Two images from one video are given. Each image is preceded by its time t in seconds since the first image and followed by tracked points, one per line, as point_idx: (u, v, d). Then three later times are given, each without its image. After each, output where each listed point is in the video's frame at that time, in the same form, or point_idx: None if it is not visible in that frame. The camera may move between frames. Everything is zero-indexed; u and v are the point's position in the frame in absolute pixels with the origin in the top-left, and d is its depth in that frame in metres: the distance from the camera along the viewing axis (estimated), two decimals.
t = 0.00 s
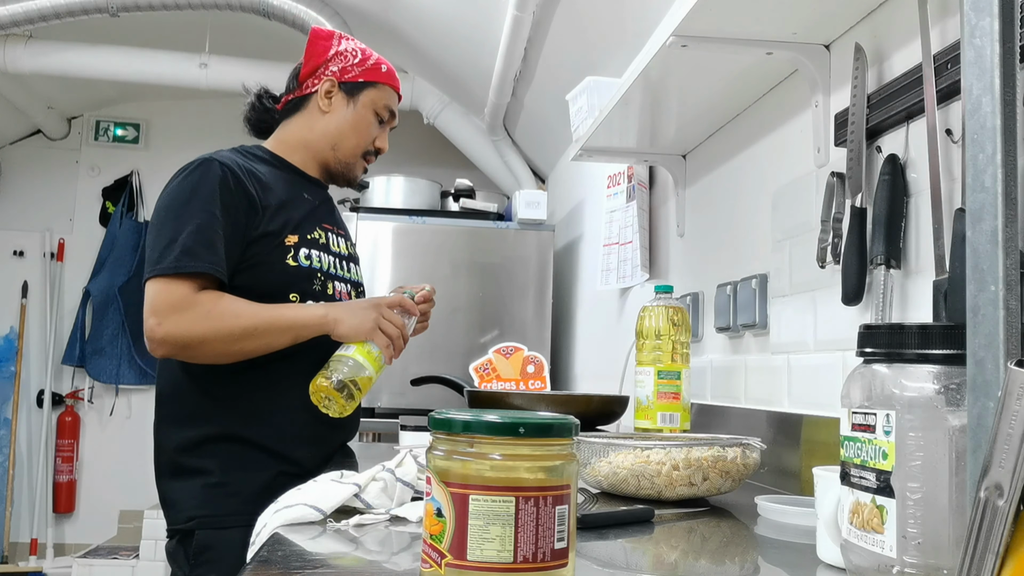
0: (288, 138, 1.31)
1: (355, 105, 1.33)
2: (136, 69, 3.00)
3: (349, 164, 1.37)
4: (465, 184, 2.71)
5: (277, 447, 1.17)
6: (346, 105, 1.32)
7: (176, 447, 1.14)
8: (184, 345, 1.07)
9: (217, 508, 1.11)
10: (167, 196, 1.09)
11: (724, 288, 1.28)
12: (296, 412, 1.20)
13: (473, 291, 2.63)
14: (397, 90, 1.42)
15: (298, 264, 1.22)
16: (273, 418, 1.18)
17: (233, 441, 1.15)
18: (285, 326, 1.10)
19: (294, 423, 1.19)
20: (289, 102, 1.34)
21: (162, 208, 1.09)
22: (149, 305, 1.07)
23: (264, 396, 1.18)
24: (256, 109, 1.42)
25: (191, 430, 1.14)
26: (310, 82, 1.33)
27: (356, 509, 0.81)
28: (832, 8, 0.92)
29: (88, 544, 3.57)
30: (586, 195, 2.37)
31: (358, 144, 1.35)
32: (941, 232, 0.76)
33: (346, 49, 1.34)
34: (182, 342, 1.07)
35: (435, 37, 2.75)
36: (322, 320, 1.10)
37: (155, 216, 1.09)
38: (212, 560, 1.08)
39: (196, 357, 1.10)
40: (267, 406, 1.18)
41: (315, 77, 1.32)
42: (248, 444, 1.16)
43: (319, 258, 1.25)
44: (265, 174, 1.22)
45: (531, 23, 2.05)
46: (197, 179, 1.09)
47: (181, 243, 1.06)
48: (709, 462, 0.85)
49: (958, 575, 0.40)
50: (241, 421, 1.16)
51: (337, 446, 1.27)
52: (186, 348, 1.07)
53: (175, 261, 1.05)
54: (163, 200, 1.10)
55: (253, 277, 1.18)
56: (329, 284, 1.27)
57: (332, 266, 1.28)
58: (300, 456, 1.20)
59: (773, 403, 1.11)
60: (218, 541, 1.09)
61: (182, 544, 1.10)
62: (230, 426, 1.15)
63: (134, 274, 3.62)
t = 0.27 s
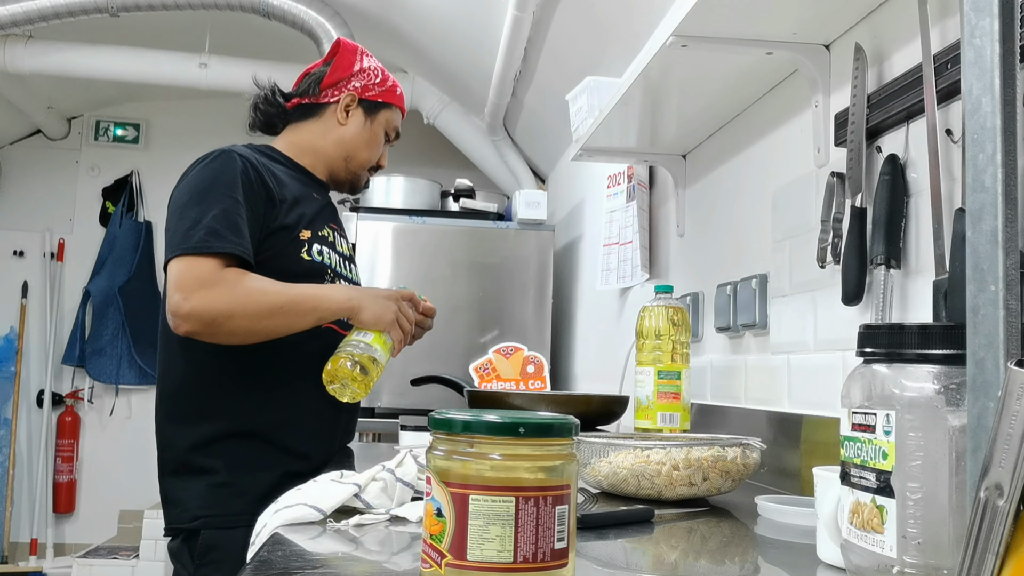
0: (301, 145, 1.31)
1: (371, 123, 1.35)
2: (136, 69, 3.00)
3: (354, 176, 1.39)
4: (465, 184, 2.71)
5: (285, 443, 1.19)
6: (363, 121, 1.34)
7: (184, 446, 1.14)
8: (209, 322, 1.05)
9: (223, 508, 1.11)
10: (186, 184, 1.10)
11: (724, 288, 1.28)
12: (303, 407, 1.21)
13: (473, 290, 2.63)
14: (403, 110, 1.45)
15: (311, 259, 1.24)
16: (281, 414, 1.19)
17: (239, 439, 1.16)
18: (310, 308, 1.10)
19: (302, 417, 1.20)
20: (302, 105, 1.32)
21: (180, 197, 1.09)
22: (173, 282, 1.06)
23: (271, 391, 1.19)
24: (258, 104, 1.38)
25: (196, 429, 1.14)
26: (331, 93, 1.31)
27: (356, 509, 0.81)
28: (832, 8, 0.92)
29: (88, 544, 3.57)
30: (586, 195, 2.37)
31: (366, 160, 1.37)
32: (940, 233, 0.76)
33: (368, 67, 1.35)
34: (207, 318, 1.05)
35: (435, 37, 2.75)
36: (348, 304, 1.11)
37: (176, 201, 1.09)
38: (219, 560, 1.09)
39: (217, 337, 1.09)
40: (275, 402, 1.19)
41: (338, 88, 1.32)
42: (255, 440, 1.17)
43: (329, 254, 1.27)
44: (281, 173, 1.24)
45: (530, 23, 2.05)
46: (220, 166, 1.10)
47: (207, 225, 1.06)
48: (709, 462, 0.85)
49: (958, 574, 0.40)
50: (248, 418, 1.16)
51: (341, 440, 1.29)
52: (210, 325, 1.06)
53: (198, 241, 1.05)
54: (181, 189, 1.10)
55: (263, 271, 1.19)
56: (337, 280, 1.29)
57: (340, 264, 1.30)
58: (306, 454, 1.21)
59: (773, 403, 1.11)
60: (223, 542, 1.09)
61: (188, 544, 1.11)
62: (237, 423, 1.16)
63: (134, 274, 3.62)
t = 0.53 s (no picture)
0: (296, 146, 1.31)
1: (365, 121, 1.35)
2: (136, 69, 3.00)
3: (352, 175, 1.39)
4: (465, 184, 2.71)
5: (288, 440, 1.19)
6: (357, 120, 1.34)
7: (185, 445, 1.13)
8: (219, 323, 1.05)
9: (226, 508, 1.11)
10: (190, 184, 1.09)
11: (725, 288, 1.28)
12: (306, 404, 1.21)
13: (473, 290, 2.63)
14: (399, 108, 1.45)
15: (313, 256, 1.24)
16: (283, 411, 1.19)
17: (242, 436, 1.16)
18: (317, 308, 1.11)
19: (304, 414, 1.21)
20: (297, 108, 1.33)
21: (183, 197, 1.08)
22: (179, 284, 1.06)
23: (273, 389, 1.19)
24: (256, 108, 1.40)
25: (198, 427, 1.14)
26: (325, 93, 1.32)
27: (356, 509, 0.81)
28: (831, 8, 0.92)
29: (88, 544, 3.57)
30: (586, 195, 2.37)
31: (362, 159, 1.37)
32: (940, 233, 0.76)
33: (362, 66, 1.35)
34: (215, 320, 1.05)
35: (435, 37, 2.75)
36: (354, 304, 1.13)
37: (180, 199, 1.08)
38: (223, 559, 1.09)
39: (224, 338, 1.09)
40: (278, 400, 1.19)
41: (331, 88, 1.32)
42: (258, 438, 1.17)
43: (330, 253, 1.27)
44: (281, 172, 1.24)
45: (530, 23, 2.05)
46: (224, 163, 1.10)
47: (213, 224, 1.06)
48: (709, 462, 0.85)
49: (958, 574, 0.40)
50: (251, 415, 1.16)
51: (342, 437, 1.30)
52: (219, 327, 1.06)
53: (204, 241, 1.05)
54: (185, 189, 1.09)
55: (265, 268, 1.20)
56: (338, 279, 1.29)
57: (340, 263, 1.31)
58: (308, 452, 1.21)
59: (773, 403, 1.11)
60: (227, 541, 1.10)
61: (191, 544, 1.12)
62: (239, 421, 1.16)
63: (134, 275, 3.62)
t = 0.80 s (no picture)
0: (286, 144, 1.34)
1: (352, 111, 1.35)
2: (136, 69, 3.00)
3: (349, 168, 1.39)
4: (465, 184, 2.71)
5: (284, 440, 1.19)
6: (343, 111, 1.34)
7: (184, 444, 1.14)
8: (224, 314, 1.04)
9: (222, 508, 1.11)
10: (181, 187, 1.09)
11: (726, 288, 1.28)
12: (302, 404, 1.22)
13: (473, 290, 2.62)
14: (394, 95, 1.43)
15: (307, 256, 1.24)
16: (280, 411, 1.19)
17: (239, 436, 1.16)
18: (324, 294, 1.08)
19: (301, 414, 1.21)
20: (287, 110, 1.37)
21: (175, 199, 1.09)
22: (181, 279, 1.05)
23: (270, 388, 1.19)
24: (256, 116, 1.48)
25: (195, 427, 1.14)
26: (307, 90, 1.34)
27: (356, 509, 0.81)
28: (831, 8, 0.92)
29: (88, 544, 3.57)
30: (586, 195, 2.37)
31: (355, 149, 1.37)
32: (940, 233, 0.76)
33: (342, 57, 1.36)
34: (219, 311, 1.04)
35: (435, 36, 2.75)
36: (362, 287, 1.09)
37: (172, 201, 1.08)
38: (216, 560, 1.09)
39: (233, 330, 1.08)
40: (274, 400, 1.19)
41: (312, 83, 1.34)
42: (255, 438, 1.17)
43: (326, 253, 1.28)
44: (273, 172, 1.24)
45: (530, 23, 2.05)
46: (215, 163, 1.11)
47: (204, 221, 1.06)
48: (709, 462, 0.85)
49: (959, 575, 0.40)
50: (248, 416, 1.17)
51: (339, 438, 1.30)
52: (225, 318, 1.05)
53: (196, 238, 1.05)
54: (176, 192, 1.09)
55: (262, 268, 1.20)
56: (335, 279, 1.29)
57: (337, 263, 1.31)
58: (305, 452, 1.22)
59: (774, 403, 1.11)
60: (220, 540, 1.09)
61: (186, 544, 1.11)
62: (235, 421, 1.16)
63: (134, 275, 3.62)
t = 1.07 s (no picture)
0: (279, 143, 1.36)
1: (341, 105, 1.35)
2: (135, 69, 3.00)
3: (342, 162, 1.39)
4: (465, 184, 2.71)
5: (282, 441, 1.19)
6: (332, 106, 1.35)
7: (184, 444, 1.14)
8: (259, 273, 1.00)
9: (218, 508, 1.11)
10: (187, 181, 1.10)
11: (726, 288, 1.28)
12: (300, 404, 1.21)
13: (473, 290, 2.62)
14: (388, 87, 1.43)
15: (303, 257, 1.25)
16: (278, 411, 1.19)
17: (237, 437, 1.16)
18: (363, 272, 1.04)
19: (299, 415, 1.21)
20: (282, 112, 1.40)
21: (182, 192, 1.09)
22: (215, 242, 1.02)
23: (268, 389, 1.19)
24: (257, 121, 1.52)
25: (193, 427, 1.15)
26: (297, 89, 1.36)
27: (356, 509, 0.81)
28: (831, 8, 0.92)
29: (88, 544, 3.57)
30: (586, 195, 2.37)
31: (346, 143, 1.37)
32: (940, 233, 0.76)
33: (330, 53, 1.37)
34: (256, 269, 1.00)
35: (435, 36, 2.75)
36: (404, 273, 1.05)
37: (180, 193, 1.09)
38: (212, 560, 1.09)
39: (265, 297, 1.02)
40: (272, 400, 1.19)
41: (301, 83, 1.36)
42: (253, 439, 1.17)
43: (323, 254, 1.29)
44: (272, 177, 1.26)
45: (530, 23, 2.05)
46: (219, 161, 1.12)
47: (215, 200, 1.05)
48: (709, 462, 0.85)
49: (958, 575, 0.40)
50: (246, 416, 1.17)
51: (338, 439, 1.30)
52: (258, 279, 1.00)
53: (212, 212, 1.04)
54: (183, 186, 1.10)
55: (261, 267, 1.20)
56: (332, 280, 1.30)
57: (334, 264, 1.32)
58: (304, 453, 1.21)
59: (774, 403, 1.11)
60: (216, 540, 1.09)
61: (183, 544, 1.11)
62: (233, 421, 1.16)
63: (134, 275, 3.62)
